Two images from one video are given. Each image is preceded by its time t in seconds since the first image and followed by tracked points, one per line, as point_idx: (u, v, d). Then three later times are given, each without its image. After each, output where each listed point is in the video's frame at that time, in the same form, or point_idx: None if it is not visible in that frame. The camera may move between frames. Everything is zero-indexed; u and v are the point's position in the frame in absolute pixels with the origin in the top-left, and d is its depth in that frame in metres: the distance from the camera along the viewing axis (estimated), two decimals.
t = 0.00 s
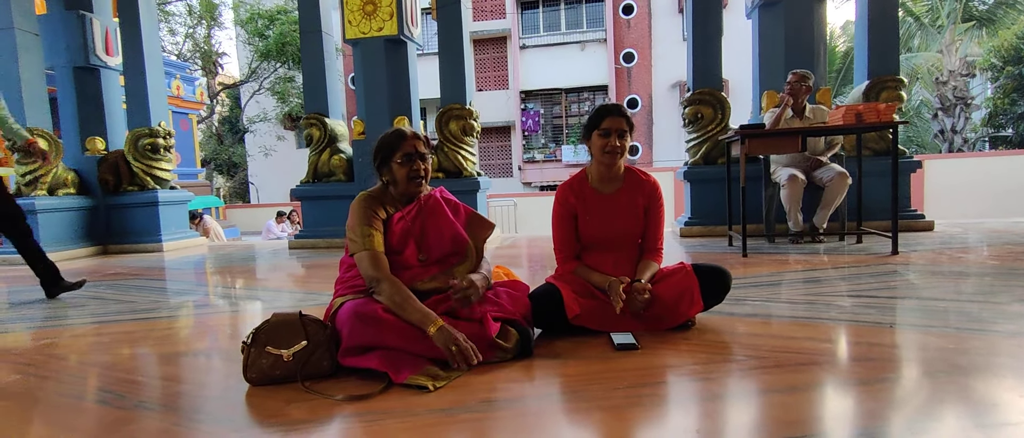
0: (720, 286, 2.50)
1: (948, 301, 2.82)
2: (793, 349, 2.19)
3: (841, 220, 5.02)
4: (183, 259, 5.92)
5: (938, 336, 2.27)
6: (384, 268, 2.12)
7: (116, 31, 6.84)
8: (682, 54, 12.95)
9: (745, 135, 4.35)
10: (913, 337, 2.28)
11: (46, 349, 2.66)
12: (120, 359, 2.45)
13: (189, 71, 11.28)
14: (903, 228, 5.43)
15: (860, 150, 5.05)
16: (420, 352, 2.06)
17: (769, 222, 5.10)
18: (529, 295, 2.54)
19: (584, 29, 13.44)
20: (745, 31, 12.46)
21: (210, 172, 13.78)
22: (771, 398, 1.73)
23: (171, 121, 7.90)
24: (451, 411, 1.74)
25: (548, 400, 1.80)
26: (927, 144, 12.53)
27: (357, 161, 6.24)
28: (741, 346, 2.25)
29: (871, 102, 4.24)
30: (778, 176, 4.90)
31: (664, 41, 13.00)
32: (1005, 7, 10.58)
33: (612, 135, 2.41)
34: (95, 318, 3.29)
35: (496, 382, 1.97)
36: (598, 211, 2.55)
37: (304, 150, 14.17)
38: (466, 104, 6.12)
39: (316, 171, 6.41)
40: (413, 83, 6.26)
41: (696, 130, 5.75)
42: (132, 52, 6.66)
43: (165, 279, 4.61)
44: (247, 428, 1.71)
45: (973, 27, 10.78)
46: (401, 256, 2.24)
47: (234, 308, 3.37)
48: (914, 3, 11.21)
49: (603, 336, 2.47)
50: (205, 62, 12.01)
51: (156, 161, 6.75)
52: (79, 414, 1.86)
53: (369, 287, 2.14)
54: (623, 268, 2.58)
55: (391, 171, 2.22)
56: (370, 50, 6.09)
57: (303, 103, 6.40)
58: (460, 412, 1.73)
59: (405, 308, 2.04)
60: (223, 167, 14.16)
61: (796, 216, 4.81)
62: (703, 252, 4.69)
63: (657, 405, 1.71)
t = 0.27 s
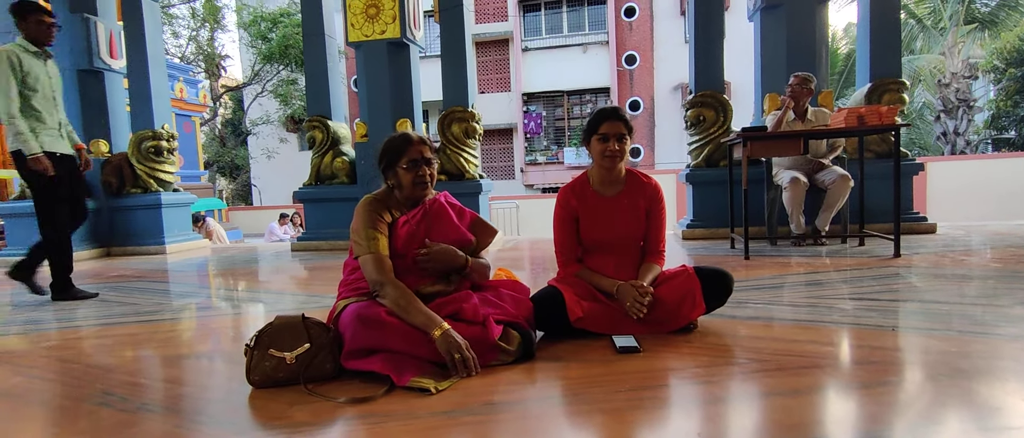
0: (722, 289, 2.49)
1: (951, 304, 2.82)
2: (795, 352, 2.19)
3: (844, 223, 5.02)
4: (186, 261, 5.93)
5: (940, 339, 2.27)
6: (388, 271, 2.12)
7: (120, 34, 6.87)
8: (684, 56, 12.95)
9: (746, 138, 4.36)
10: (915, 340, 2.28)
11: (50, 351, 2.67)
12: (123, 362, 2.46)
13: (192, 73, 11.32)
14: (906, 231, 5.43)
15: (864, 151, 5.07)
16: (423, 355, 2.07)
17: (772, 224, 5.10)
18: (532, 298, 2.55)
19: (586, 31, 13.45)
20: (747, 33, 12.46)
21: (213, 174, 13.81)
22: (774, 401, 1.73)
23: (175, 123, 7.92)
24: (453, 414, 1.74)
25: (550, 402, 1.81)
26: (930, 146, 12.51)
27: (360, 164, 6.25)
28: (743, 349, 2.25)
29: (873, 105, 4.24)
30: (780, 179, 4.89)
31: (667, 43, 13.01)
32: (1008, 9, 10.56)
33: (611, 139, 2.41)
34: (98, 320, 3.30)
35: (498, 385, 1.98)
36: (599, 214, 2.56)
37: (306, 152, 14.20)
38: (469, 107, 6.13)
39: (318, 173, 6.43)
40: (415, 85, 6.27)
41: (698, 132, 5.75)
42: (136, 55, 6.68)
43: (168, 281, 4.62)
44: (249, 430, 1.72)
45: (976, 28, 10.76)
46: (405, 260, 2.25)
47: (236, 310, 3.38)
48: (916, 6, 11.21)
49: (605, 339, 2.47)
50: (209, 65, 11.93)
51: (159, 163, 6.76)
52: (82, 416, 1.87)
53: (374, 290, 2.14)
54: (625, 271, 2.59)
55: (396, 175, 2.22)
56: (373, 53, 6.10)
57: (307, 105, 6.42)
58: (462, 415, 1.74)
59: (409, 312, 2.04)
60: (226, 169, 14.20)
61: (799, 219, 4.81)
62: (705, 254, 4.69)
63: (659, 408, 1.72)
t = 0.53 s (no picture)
0: (722, 291, 2.49)
1: (952, 306, 2.81)
2: (795, 354, 2.19)
3: (844, 225, 5.01)
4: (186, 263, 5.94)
5: (941, 342, 2.26)
6: (388, 273, 2.11)
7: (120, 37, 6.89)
8: (684, 58, 12.96)
9: (746, 140, 4.36)
10: (915, 342, 2.27)
11: (50, 353, 2.67)
12: (122, 364, 2.46)
13: (193, 75, 11.34)
14: (907, 233, 5.42)
15: (864, 154, 5.04)
16: (422, 357, 2.07)
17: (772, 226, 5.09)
18: (531, 300, 2.54)
19: (586, 33, 13.44)
20: (747, 35, 12.47)
21: (214, 175, 13.83)
22: (774, 403, 1.73)
23: (175, 125, 7.93)
24: (452, 416, 1.74)
25: (549, 404, 1.80)
26: (931, 148, 12.51)
27: (360, 165, 6.26)
28: (743, 351, 2.25)
29: (874, 107, 4.24)
30: (781, 180, 4.90)
31: (667, 45, 13.01)
32: (1009, 11, 10.45)
33: (611, 141, 2.41)
34: (98, 322, 3.30)
35: (497, 387, 1.97)
36: (599, 216, 2.55)
37: (307, 154, 14.22)
38: (469, 109, 6.14)
39: (318, 175, 6.43)
40: (415, 88, 6.28)
41: (698, 134, 5.76)
42: (136, 57, 6.70)
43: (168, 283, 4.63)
44: (248, 432, 1.72)
45: (976, 31, 10.59)
46: (404, 262, 2.25)
47: (236, 312, 3.38)
48: (917, 7, 11.15)
49: (605, 341, 2.47)
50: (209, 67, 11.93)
51: (160, 165, 6.77)
52: (81, 418, 1.87)
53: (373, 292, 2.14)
54: (625, 273, 2.59)
55: (396, 176, 2.22)
56: (373, 55, 6.10)
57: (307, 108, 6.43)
58: (461, 417, 1.74)
59: (408, 314, 2.03)
60: (226, 171, 14.22)
61: (799, 221, 4.81)
62: (705, 256, 4.69)
63: (659, 410, 1.71)
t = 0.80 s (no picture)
0: (722, 293, 2.49)
1: (952, 308, 2.81)
2: (796, 356, 2.18)
3: (845, 226, 5.01)
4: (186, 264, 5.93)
5: (942, 344, 2.26)
6: (388, 275, 2.11)
7: (122, 38, 6.90)
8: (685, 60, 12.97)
9: (747, 142, 4.35)
10: (916, 345, 2.27)
11: (50, 354, 2.67)
12: (122, 364, 2.45)
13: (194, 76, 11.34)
14: (907, 235, 5.42)
15: (865, 156, 4.99)
16: (422, 358, 2.06)
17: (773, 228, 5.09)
18: (532, 302, 2.54)
19: (587, 35, 13.45)
20: (747, 38, 12.48)
21: (214, 176, 13.77)
22: (775, 406, 1.73)
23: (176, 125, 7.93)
24: (452, 418, 1.74)
25: (549, 406, 1.80)
26: (931, 151, 12.51)
27: (360, 167, 6.26)
28: (743, 353, 2.25)
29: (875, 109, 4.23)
30: (781, 183, 4.90)
31: (668, 47, 13.03)
32: (1009, 14, 10.47)
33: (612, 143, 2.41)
34: (98, 323, 3.30)
35: (497, 389, 1.97)
36: (600, 217, 2.55)
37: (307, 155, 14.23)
38: (469, 110, 6.13)
39: (319, 176, 6.43)
40: (416, 89, 6.28)
41: (698, 136, 5.76)
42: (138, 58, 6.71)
43: (168, 284, 4.62)
44: (248, 433, 1.72)
45: (976, 33, 10.67)
46: (405, 263, 2.25)
47: (236, 313, 3.38)
48: (917, 9, 11.05)
49: (606, 342, 2.47)
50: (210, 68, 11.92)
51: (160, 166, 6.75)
52: (81, 419, 1.87)
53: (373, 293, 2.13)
54: (625, 275, 2.58)
55: (396, 177, 2.22)
56: (374, 56, 6.11)
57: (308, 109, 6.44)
58: (461, 418, 1.73)
59: (409, 315, 2.03)
60: (227, 172, 14.10)
61: (799, 223, 4.82)
62: (706, 258, 4.69)
63: (659, 412, 1.71)
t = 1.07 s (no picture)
0: (723, 296, 2.48)
1: (954, 311, 2.81)
2: (797, 358, 2.18)
3: (845, 228, 5.00)
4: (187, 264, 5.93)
5: (943, 347, 2.26)
6: (389, 276, 2.11)
7: (124, 39, 6.91)
8: (686, 62, 12.97)
9: (748, 144, 4.35)
10: (917, 348, 2.27)
11: (51, 354, 2.67)
12: (123, 365, 2.45)
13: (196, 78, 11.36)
14: (909, 237, 5.41)
15: (866, 158, 4.98)
16: (423, 360, 2.06)
17: (774, 230, 5.09)
18: (533, 303, 2.54)
19: (588, 37, 13.46)
20: (749, 40, 12.49)
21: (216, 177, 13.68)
22: (776, 408, 1.72)
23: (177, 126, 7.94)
24: (453, 419, 1.74)
25: (550, 408, 1.80)
26: (932, 153, 12.48)
27: (361, 168, 6.27)
28: (744, 355, 2.25)
29: (876, 111, 4.23)
30: (782, 185, 4.90)
31: (669, 49, 13.03)
32: (1011, 16, 10.46)
33: (618, 146, 2.41)
34: (99, 324, 3.30)
35: (498, 390, 1.97)
36: (603, 219, 2.55)
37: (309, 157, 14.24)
38: (471, 112, 6.13)
39: (320, 178, 6.44)
40: (417, 91, 6.28)
41: (699, 138, 5.77)
42: (139, 59, 6.71)
43: (169, 285, 4.63)
44: (248, 434, 1.72)
45: (978, 36, 10.69)
46: (405, 265, 2.25)
47: (237, 314, 3.38)
48: (919, 12, 11.19)
49: (606, 344, 2.47)
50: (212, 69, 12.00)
51: (162, 167, 6.76)
52: (82, 419, 1.87)
53: (374, 295, 2.14)
54: (626, 276, 2.58)
55: (398, 179, 2.22)
56: (375, 58, 6.12)
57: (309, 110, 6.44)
58: (461, 420, 1.73)
59: (409, 316, 2.03)
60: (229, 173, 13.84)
61: (800, 225, 4.83)
62: (707, 260, 4.68)
63: (660, 415, 1.71)
